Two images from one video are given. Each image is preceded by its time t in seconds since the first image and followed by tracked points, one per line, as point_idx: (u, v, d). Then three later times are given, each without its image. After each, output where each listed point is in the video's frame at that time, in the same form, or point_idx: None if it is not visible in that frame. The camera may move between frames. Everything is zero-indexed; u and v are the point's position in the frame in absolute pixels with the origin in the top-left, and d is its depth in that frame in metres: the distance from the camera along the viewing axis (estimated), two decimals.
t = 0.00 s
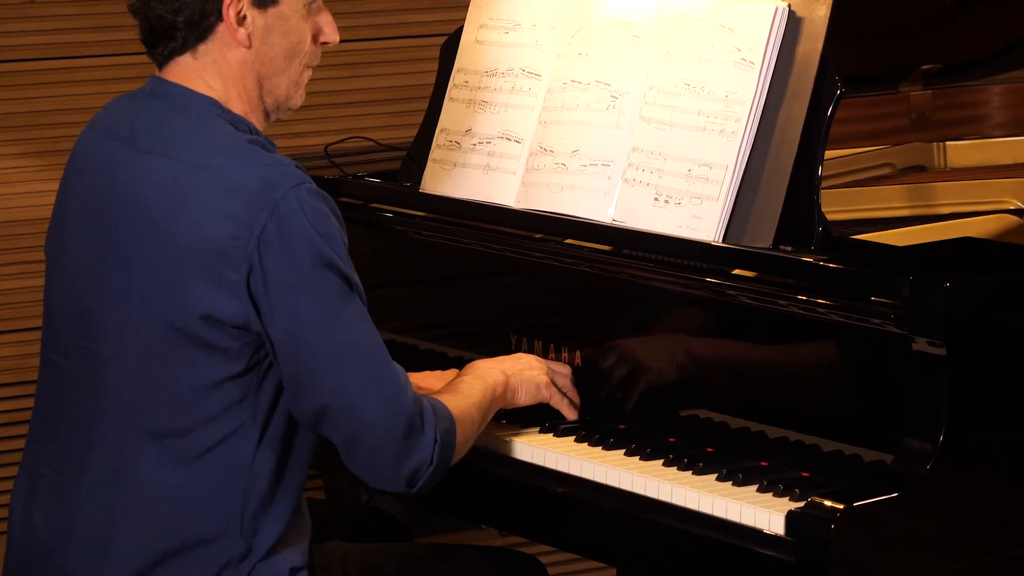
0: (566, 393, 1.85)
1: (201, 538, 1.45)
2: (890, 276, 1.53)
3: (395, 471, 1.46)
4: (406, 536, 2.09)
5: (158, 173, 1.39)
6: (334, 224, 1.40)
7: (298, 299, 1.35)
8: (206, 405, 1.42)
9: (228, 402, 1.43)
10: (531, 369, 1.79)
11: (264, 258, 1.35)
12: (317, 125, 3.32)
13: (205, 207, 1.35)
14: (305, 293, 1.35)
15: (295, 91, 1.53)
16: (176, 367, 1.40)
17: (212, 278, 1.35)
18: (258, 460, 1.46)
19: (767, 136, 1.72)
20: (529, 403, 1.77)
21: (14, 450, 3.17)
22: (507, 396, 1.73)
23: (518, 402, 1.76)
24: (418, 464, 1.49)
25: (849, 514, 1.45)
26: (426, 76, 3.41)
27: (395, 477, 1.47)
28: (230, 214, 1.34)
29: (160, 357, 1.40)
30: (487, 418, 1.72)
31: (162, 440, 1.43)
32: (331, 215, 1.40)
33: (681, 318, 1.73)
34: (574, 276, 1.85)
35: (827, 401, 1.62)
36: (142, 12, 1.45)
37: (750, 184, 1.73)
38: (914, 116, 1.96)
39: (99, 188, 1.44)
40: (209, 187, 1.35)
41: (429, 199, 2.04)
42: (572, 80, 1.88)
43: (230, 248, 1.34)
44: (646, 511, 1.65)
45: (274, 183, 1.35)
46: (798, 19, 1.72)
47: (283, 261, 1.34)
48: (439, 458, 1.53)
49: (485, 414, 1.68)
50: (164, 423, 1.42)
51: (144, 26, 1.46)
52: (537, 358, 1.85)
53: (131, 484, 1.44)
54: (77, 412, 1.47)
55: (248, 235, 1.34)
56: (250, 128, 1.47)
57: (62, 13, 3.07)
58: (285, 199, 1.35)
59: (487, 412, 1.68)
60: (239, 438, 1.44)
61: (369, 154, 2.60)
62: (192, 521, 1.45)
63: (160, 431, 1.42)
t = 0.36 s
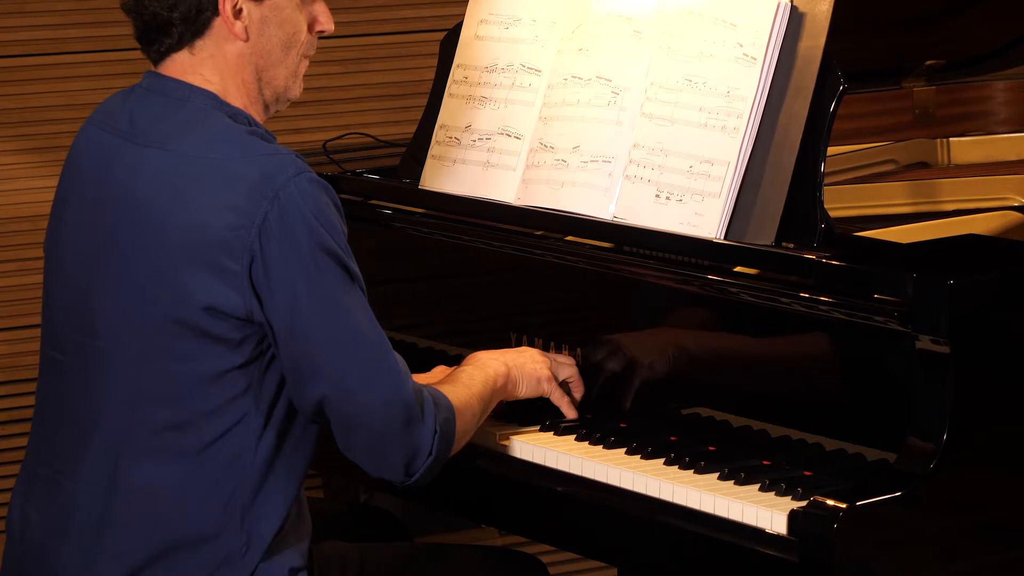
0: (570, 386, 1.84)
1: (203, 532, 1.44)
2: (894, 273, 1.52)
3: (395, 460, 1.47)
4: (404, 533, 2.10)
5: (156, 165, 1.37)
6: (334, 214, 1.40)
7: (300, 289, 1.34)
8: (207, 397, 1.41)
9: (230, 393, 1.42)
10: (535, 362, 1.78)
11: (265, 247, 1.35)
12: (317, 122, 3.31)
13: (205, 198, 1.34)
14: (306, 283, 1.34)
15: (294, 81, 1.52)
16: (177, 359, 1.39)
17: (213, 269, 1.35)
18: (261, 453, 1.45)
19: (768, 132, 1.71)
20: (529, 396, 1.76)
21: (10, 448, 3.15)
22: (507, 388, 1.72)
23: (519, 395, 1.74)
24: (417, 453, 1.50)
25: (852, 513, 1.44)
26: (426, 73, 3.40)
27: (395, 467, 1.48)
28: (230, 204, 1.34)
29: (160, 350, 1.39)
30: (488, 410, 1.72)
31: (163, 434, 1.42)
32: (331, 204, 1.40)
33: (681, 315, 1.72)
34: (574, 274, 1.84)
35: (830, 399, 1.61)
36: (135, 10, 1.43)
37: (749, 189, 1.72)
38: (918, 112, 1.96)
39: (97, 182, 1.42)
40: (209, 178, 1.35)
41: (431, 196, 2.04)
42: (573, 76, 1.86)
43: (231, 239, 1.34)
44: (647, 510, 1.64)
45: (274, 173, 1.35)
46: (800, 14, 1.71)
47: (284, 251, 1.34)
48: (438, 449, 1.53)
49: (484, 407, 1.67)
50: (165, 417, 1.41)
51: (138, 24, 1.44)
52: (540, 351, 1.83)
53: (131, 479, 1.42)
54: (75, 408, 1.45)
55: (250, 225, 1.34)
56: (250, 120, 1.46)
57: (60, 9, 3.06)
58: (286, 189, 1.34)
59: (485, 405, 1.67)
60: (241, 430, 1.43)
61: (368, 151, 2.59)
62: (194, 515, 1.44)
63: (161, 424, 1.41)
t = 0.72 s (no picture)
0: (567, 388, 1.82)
1: (201, 531, 1.42)
2: (898, 271, 1.50)
3: (390, 458, 1.45)
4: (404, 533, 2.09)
5: (153, 161, 1.36)
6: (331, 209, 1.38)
7: (297, 284, 1.33)
8: (205, 395, 1.40)
9: (229, 391, 1.40)
10: (530, 364, 1.76)
11: (263, 243, 1.33)
12: (315, 119, 3.29)
13: (202, 193, 1.33)
14: (303, 278, 1.33)
15: (290, 76, 1.51)
16: (175, 356, 1.38)
17: (211, 265, 1.33)
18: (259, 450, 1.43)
19: (772, 129, 1.70)
20: (522, 397, 1.74)
21: (6, 447, 3.13)
22: (500, 389, 1.71)
23: (513, 396, 1.73)
24: (413, 451, 1.48)
25: (856, 514, 1.43)
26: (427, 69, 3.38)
27: (390, 464, 1.46)
28: (228, 200, 1.32)
29: (157, 348, 1.37)
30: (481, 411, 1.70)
31: (161, 432, 1.40)
32: (329, 200, 1.39)
33: (683, 313, 1.71)
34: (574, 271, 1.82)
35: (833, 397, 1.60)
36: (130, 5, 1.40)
37: (752, 182, 1.71)
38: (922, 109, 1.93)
39: (94, 179, 1.41)
40: (206, 173, 1.33)
41: (430, 194, 2.02)
42: (574, 72, 1.85)
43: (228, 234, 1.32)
44: (649, 509, 1.63)
45: (271, 168, 1.34)
46: (803, 10, 1.70)
47: (282, 246, 1.32)
48: (434, 447, 1.51)
49: (478, 406, 1.66)
50: (163, 415, 1.40)
51: (133, 20, 1.41)
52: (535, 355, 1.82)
53: (129, 477, 1.41)
54: (72, 407, 1.44)
55: (247, 220, 1.32)
56: (246, 116, 1.45)
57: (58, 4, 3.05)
58: (283, 184, 1.33)
59: (480, 404, 1.66)
60: (239, 427, 1.42)
61: (368, 147, 2.58)
62: (191, 513, 1.42)
63: (158, 422, 1.40)
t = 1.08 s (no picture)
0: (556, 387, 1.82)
1: (195, 528, 1.42)
2: (900, 268, 1.49)
3: (372, 453, 1.44)
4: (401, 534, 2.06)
5: (142, 155, 1.35)
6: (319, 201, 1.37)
7: (285, 277, 1.32)
8: (194, 391, 1.38)
9: (219, 385, 1.39)
10: (517, 367, 1.76)
11: (251, 236, 1.32)
12: (313, 116, 3.28)
13: (190, 187, 1.32)
14: (291, 271, 1.32)
15: (277, 75, 1.49)
16: (164, 352, 1.37)
17: (199, 259, 1.32)
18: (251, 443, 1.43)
19: (773, 126, 1.69)
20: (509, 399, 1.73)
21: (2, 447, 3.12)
22: (487, 389, 1.71)
23: (499, 398, 1.72)
24: (396, 446, 1.47)
25: (855, 513, 1.42)
26: (425, 64, 3.37)
27: (372, 460, 1.45)
28: (216, 194, 1.31)
29: (146, 344, 1.36)
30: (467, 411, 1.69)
31: (151, 430, 1.39)
32: (317, 191, 1.37)
33: (683, 311, 1.70)
34: (573, 269, 1.81)
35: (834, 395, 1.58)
36: None
37: (751, 181, 1.70)
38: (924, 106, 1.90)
39: (82, 174, 1.39)
40: (195, 167, 1.32)
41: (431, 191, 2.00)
42: (573, 68, 1.83)
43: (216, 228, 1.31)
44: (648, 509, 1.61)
45: (259, 160, 1.32)
46: (804, 5, 1.69)
47: (270, 239, 1.31)
48: (418, 443, 1.50)
49: (465, 405, 1.66)
50: (152, 412, 1.38)
51: (122, 14, 1.39)
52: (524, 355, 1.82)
53: (121, 477, 1.40)
54: (62, 404, 1.42)
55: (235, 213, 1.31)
56: (234, 111, 1.43)
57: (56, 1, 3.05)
58: (271, 176, 1.32)
59: (466, 403, 1.66)
60: (232, 422, 1.41)
61: (367, 144, 2.56)
62: (184, 511, 1.41)
63: (148, 419, 1.38)
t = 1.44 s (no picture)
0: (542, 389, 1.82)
1: (183, 537, 1.41)
2: (900, 266, 1.48)
3: (360, 471, 1.44)
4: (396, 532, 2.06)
5: (139, 159, 1.33)
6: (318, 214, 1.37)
7: (283, 289, 1.32)
8: (188, 399, 1.37)
9: (212, 394, 1.38)
10: (503, 371, 1.76)
11: (252, 245, 1.31)
12: (306, 113, 3.27)
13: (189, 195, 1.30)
14: (289, 284, 1.31)
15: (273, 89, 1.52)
16: (159, 359, 1.35)
17: (199, 267, 1.31)
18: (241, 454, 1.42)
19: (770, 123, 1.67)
20: (498, 404, 1.74)
21: None
22: (474, 398, 1.70)
23: (487, 405, 1.72)
24: (385, 462, 1.47)
25: (855, 513, 1.41)
26: (420, 61, 3.36)
27: (360, 477, 1.45)
28: (218, 202, 1.30)
29: (141, 351, 1.35)
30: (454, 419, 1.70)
31: (144, 438, 1.38)
32: (315, 202, 1.37)
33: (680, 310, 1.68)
34: (568, 268, 1.80)
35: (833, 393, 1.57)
36: None
37: (750, 180, 1.68)
38: (924, 103, 1.87)
39: (77, 174, 1.38)
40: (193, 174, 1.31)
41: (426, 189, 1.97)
42: (569, 65, 1.82)
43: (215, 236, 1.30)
44: (645, 510, 1.60)
45: (262, 170, 1.31)
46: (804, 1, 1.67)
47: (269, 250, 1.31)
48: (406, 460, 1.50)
49: (452, 416, 1.65)
50: (145, 419, 1.37)
51: (155, 7, 1.36)
52: (509, 356, 1.81)
53: (111, 482, 1.39)
54: (54, 406, 1.41)
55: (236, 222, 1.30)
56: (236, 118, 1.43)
57: None
58: (275, 187, 1.31)
59: (453, 414, 1.65)
60: (223, 433, 1.40)
61: (362, 141, 2.55)
62: (173, 519, 1.40)
63: (140, 427, 1.37)
